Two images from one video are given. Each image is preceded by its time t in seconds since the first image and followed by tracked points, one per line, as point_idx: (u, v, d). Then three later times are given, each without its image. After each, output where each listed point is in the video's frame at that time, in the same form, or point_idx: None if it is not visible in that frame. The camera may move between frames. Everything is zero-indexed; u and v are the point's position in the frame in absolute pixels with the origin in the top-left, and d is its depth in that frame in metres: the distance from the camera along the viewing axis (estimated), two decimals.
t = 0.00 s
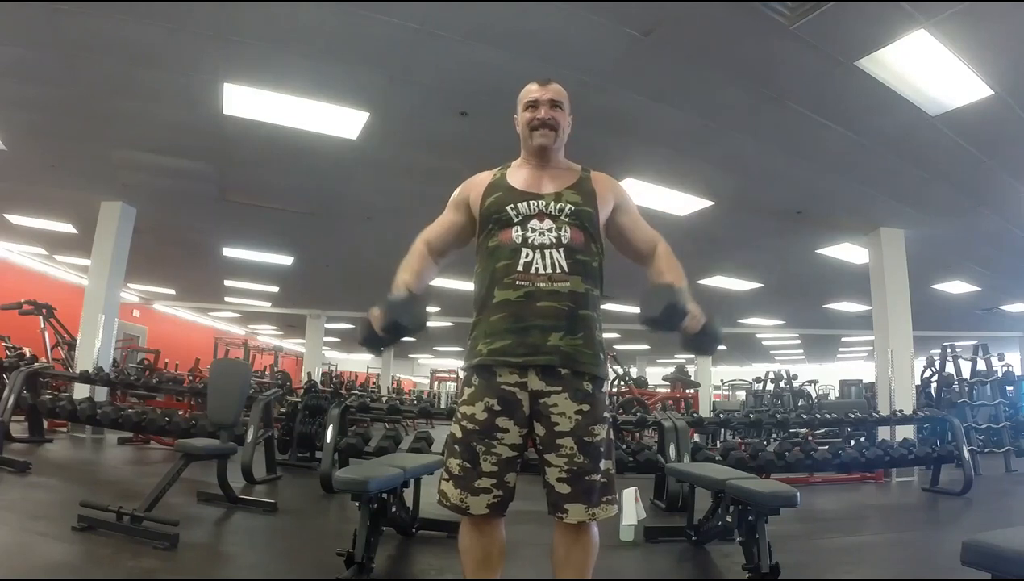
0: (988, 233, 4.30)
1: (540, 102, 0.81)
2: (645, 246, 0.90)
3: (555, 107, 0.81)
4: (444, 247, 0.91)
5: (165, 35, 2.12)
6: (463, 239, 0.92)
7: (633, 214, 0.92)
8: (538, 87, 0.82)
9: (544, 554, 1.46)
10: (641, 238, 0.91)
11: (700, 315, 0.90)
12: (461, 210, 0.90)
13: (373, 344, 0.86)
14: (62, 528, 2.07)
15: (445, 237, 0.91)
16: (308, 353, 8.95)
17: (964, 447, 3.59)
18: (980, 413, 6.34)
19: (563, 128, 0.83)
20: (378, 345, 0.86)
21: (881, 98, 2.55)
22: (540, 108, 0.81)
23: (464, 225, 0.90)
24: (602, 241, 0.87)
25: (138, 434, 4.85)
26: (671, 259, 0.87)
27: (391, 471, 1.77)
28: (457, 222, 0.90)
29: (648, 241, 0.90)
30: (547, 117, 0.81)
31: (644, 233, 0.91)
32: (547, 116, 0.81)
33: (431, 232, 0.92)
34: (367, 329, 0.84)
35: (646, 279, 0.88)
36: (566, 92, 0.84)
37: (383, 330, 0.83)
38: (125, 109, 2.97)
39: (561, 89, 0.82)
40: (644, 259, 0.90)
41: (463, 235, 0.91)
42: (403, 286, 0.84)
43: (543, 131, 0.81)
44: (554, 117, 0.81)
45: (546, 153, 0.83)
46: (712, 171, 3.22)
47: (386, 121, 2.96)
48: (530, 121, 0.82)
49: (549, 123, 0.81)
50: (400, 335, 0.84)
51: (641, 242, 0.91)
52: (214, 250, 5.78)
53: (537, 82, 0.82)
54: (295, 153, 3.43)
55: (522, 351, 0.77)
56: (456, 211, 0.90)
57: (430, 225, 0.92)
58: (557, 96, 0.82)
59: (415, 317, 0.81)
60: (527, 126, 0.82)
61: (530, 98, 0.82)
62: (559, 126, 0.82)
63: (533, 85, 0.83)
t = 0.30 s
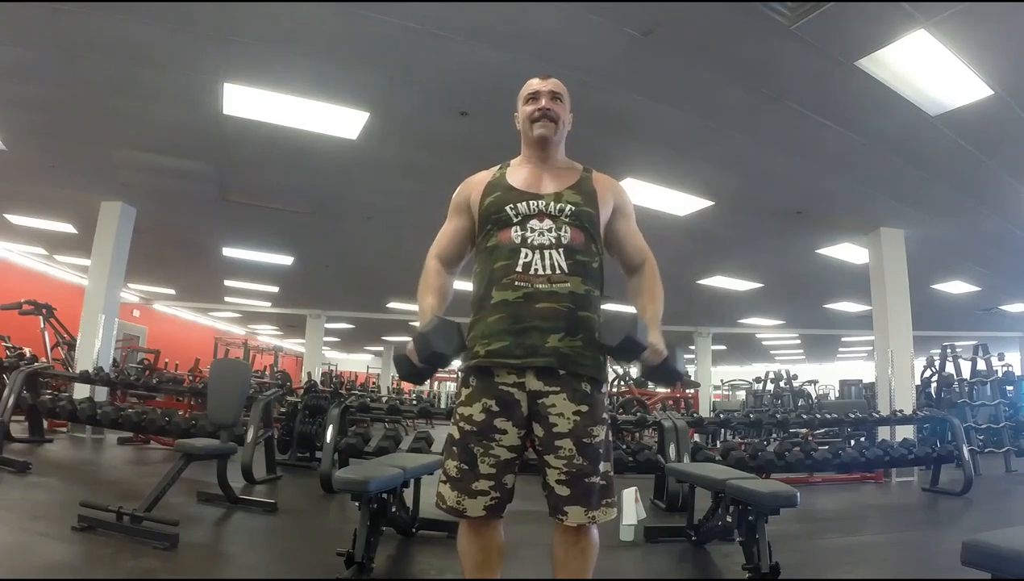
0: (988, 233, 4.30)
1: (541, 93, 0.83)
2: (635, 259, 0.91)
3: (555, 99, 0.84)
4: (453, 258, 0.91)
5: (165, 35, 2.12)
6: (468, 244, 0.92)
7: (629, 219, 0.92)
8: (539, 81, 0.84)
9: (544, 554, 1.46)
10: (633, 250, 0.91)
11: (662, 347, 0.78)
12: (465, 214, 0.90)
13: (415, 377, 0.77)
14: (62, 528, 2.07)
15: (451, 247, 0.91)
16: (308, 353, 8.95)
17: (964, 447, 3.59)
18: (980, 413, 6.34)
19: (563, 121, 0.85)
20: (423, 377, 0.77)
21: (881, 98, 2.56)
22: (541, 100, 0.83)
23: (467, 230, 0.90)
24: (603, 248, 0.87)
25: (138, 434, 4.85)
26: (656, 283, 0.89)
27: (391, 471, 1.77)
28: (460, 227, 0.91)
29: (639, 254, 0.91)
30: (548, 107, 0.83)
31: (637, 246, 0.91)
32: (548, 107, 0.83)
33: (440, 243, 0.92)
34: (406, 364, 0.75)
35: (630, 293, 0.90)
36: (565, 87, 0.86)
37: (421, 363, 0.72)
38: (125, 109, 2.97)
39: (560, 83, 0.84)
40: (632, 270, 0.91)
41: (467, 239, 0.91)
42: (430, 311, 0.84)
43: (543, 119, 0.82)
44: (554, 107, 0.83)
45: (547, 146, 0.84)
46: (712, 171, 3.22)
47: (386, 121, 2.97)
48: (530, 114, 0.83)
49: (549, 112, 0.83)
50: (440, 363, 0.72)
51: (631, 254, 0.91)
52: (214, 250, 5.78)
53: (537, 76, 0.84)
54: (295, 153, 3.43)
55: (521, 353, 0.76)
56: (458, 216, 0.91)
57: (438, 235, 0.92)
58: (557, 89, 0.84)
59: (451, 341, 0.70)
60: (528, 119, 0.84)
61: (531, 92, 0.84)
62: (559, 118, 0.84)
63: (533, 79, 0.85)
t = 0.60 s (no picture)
0: (988, 233, 4.30)
1: (543, 89, 0.85)
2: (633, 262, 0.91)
3: (557, 95, 0.85)
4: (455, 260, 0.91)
5: (165, 35, 2.12)
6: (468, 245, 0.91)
7: (628, 220, 0.92)
8: (541, 80, 0.86)
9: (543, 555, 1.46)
10: (633, 252, 0.90)
11: (661, 356, 0.78)
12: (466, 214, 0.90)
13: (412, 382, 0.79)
14: (62, 529, 2.07)
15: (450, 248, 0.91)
16: (308, 353, 8.95)
17: (964, 447, 3.59)
18: (980, 413, 6.34)
19: (565, 117, 0.87)
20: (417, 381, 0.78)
21: (881, 98, 2.56)
22: (542, 94, 0.85)
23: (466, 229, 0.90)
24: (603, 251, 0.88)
25: (138, 434, 4.85)
26: (655, 285, 0.89)
27: (391, 471, 1.77)
28: (462, 227, 0.90)
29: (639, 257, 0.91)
30: (548, 101, 0.85)
31: (636, 249, 0.90)
32: (549, 100, 0.84)
33: (440, 246, 0.92)
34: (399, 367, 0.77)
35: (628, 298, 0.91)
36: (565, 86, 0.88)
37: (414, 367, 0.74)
38: (125, 109, 2.97)
39: (561, 82, 0.87)
40: (630, 272, 0.92)
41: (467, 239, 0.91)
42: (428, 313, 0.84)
43: (545, 111, 0.84)
44: (555, 100, 0.84)
45: (549, 135, 0.85)
46: (712, 171, 3.22)
47: (386, 121, 2.97)
48: (530, 107, 0.85)
49: (551, 105, 0.84)
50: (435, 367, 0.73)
51: (630, 257, 0.91)
52: (214, 250, 5.78)
53: (539, 75, 0.87)
54: (294, 153, 3.42)
55: (522, 351, 0.76)
56: (459, 216, 0.90)
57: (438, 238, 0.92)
58: (558, 86, 0.86)
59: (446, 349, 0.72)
60: (528, 111, 0.85)
61: (532, 88, 0.86)
62: (561, 113, 0.86)
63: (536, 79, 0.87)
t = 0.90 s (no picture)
0: (989, 233, 4.30)
1: (544, 90, 0.88)
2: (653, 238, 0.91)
3: (557, 95, 0.88)
4: (434, 229, 0.92)
5: (165, 35, 2.13)
6: (455, 225, 0.93)
7: (635, 204, 0.92)
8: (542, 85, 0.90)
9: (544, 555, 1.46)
10: (649, 230, 0.91)
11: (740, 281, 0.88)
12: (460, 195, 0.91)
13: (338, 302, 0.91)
14: (62, 529, 2.07)
15: (434, 219, 0.91)
16: (308, 353, 8.95)
17: (964, 447, 3.59)
18: (981, 413, 6.34)
19: (566, 116, 0.88)
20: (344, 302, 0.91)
21: (880, 98, 2.55)
22: (543, 93, 0.88)
23: (459, 211, 0.91)
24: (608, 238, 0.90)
25: (138, 434, 4.85)
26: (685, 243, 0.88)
27: (391, 471, 1.77)
28: (454, 207, 0.91)
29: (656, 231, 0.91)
30: (549, 97, 0.87)
31: (651, 226, 0.91)
32: (550, 96, 0.87)
33: (427, 212, 0.92)
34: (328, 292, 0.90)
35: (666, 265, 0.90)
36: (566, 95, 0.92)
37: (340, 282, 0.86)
38: (126, 109, 2.97)
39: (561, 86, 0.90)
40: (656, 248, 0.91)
41: (456, 221, 0.92)
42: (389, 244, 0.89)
43: (545, 104, 0.86)
44: (556, 95, 0.87)
45: (549, 127, 0.86)
46: (712, 171, 3.22)
47: (386, 121, 2.97)
48: (531, 103, 0.88)
49: (551, 100, 0.87)
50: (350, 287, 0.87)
51: (648, 236, 0.91)
52: (214, 250, 5.78)
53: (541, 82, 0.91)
54: (294, 153, 3.42)
55: (521, 345, 0.76)
56: (455, 196, 0.91)
57: (426, 205, 0.93)
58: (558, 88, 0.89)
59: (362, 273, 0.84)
60: (529, 107, 0.88)
61: (534, 89, 0.89)
62: (562, 109, 0.87)
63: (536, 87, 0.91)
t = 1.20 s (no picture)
0: (989, 233, 4.30)
1: (548, 88, 0.84)
2: (663, 198, 0.88)
3: (562, 93, 0.85)
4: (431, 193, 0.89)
5: (165, 35, 2.13)
6: (455, 199, 0.92)
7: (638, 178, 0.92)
8: (545, 77, 0.86)
9: (545, 555, 1.46)
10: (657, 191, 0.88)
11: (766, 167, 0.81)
12: (467, 170, 0.92)
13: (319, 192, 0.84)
14: (62, 528, 2.07)
15: (435, 183, 0.89)
16: (308, 353, 8.96)
17: (964, 447, 3.59)
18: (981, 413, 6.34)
19: (570, 115, 0.86)
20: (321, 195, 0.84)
21: (880, 98, 2.55)
22: (547, 93, 0.84)
23: (463, 185, 0.91)
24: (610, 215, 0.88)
25: (138, 434, 4.85)
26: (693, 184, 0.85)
27: (391, 471, 1.77)
28: (458, 180, 0.91)
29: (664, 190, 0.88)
30: (554, 99, 0.84)
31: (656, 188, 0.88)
32: (554, 99, 0.84)
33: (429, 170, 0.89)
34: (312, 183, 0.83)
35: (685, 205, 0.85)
36: (571, 85, 0.88)
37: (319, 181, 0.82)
38: (126, 109, 2.97)
39: (566, 80, 0.86)
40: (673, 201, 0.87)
41: (456, 192, 0.91)
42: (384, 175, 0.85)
43: (549, 109, 0.83)
44: (560, 98, 0.83)
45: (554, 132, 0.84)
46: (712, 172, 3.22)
47: (386, 121, 2.97)
48: (535, 105, 0.85)
49: (556, 104, 0.83)
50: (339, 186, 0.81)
51: (658, 195, 0.88)
52: (214, 250, 5.78)
53: (545, 73, 0.86)
54: (294, 153, 3.42)
55: (520, 339, 0.76)
56: (461, 170, 0.92)
57: (430, 166, 0.91)
58: (564, 84, 0.85)
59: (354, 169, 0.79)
60: (533, 109, 0.85)
61: (538, 85, 0.85)
62: (566, 110, 0.85)
63: (540, 78, 0.87)
